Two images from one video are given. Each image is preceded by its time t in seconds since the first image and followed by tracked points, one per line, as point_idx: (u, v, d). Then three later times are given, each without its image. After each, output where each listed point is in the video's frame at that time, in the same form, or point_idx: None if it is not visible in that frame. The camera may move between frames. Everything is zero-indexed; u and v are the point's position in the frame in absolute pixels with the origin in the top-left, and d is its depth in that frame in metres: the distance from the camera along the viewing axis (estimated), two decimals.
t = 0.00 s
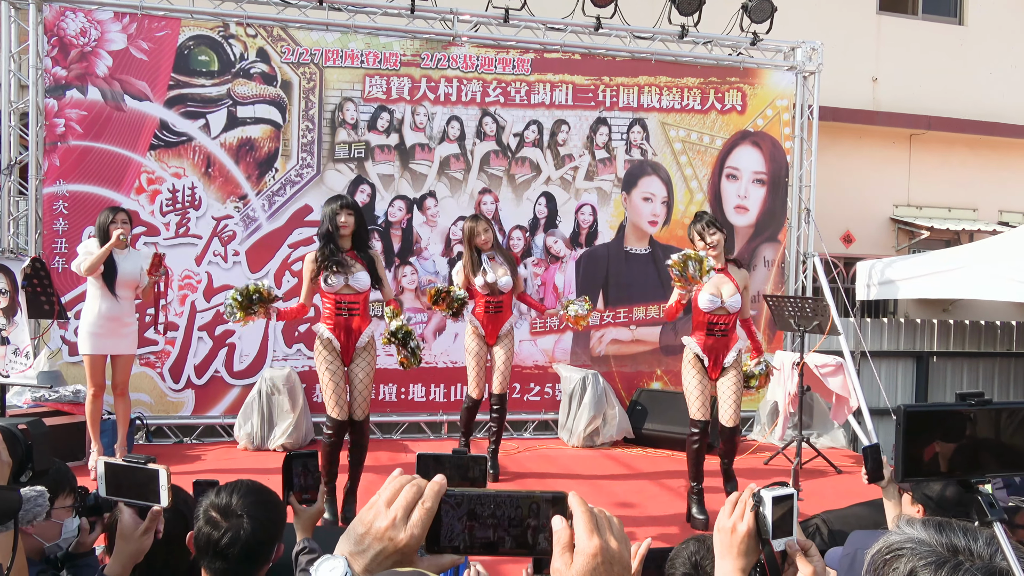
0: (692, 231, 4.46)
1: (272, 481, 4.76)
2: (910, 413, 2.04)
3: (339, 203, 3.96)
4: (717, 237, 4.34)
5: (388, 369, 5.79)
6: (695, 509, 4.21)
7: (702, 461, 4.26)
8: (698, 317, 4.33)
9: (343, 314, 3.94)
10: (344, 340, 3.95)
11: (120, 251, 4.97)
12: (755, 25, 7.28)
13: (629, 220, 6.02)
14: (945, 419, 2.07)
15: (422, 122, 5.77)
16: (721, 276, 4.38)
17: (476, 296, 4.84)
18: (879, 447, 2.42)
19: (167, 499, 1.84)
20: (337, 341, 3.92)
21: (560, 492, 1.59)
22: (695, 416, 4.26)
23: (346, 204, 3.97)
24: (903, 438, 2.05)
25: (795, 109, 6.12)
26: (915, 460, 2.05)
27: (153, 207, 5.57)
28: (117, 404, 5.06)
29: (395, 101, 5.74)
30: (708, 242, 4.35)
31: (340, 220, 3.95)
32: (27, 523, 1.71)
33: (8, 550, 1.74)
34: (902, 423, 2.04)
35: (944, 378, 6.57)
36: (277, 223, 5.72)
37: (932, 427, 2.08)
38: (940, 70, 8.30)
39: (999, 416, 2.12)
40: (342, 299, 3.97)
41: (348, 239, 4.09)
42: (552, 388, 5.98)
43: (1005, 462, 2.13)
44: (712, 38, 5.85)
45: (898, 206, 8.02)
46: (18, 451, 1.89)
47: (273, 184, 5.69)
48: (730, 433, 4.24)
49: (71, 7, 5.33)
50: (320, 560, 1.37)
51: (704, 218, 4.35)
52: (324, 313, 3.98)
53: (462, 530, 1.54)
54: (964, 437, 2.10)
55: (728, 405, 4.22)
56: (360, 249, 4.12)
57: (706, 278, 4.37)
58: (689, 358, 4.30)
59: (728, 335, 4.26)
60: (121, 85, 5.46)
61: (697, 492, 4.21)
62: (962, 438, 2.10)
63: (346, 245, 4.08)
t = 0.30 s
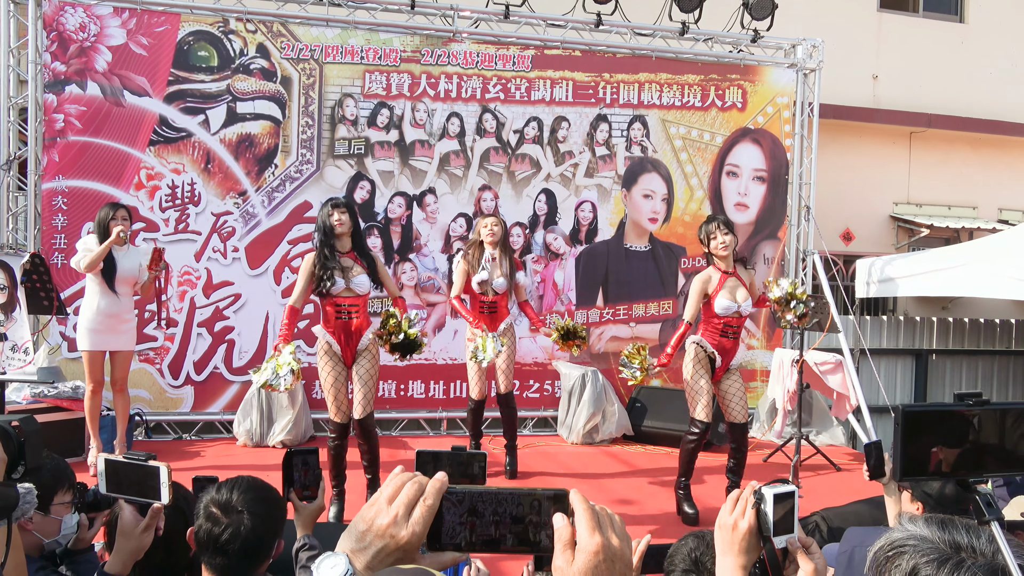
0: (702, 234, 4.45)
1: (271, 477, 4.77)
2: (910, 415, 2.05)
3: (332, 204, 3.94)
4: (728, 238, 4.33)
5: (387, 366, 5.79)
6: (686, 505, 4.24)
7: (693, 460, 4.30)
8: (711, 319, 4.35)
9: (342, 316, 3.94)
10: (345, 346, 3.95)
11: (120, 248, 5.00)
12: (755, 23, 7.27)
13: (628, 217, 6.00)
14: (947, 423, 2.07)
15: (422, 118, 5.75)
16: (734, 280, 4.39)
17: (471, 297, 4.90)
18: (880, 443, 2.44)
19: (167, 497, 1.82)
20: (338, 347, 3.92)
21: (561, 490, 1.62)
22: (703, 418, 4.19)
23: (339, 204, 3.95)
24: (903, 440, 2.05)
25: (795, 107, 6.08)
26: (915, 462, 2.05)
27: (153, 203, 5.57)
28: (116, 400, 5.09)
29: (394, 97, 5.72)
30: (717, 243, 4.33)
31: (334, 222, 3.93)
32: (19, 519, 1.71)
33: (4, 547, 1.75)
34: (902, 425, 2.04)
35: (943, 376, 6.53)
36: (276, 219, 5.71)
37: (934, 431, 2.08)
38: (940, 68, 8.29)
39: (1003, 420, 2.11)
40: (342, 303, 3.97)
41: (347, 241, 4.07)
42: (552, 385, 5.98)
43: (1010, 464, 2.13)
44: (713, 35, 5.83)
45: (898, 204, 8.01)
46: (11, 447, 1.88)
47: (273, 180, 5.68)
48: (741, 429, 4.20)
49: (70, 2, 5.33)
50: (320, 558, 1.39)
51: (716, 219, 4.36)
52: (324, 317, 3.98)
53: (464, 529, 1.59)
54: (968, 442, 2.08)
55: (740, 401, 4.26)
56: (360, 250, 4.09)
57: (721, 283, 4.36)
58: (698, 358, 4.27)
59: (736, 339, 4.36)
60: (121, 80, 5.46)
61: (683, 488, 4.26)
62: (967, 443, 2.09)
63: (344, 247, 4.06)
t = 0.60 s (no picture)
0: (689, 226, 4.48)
1: (273, 476, 4.79)
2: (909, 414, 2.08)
3: (319, 212, 3.98)
4: (714, 233, 4.38)
5: (387, 365, 5.79)
6: (654, 504, 4.29)
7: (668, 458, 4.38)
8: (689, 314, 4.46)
9: (324, 322, 3.94)
10: (329, 350, 3.95)
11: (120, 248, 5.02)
12: (754, 19, 7.26)
13: (628, 215, 5.97)
14: (947, 425, 2.09)
15: (421, 117, 5.75)
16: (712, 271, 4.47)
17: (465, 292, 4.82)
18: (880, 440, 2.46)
19: (172, 496, 1.84)
20: (321, 351, 3.94)
21: (562, 486, 1.61)
22: (675, 413, 4.37)
23: (325, 212, 3.98)
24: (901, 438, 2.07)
25: (794, 104, 6.02)
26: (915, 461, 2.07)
27: (152, 203, 5.58)
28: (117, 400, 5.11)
29: (394, 96, 5.72)
30: (702, 237, 4.39)
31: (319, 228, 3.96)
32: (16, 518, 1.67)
33: (5, 547, 1.75)
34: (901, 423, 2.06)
35: (943, 373, 6.47)
36: (276, 218, 5.72)
37: (933, 431, 2.10)
38: (939, 64, 8.29)
39: (1002, 425, 2.14)
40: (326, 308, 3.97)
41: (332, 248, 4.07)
42: (552, 383, 5.97)
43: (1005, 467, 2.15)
44: (712, 32, 5.81)
45: (897, 201, 8.02)
46: (8, 446, 1.86)
47: (273, 179, 5.69)
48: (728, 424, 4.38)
49: (69, 2, 5.34)
50: (324, 554, 1.40)
51: (703, 214, 4.40)
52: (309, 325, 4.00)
53: (464, 524, 1.59)
54: (965, 445, 2.10)
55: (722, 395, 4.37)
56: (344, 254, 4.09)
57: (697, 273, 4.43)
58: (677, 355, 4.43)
59: (718, 331, 4.44)
60: (120, 80, 5.47)
61: (655, 485, 4.30)
62: (964, 447, 2.10)
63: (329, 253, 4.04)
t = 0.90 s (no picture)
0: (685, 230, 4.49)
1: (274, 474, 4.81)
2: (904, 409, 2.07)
3: (316, 223, 3.99)
4: (710, 238, 4.41)
5: (387, 363, 5.79)
6: (653, 503, 4.29)
7: (666, 458, 4.38)
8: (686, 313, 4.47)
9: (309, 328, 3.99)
10: (302, 359, 3.99)
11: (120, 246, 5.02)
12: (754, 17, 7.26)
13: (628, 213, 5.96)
14: (941, 418, 2.08)
15: (422, 115, 5.74)
16: (708, 278, 4.50)
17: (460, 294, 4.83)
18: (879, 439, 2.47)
19: (177, 493, 1.88)
20: (296, 356, 3.98)
21: (565, 485, 1.64)
22: (673, 417, 4.32)
23: (323, 223, 4.00)
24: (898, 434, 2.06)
25: (795, 102, 5.99)
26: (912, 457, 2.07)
27: (153, 201, 5.59)
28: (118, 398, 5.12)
29: (394, 94, 5.71)
30: (700, 242, 4.41)
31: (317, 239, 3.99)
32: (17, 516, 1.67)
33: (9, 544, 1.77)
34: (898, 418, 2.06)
35: (943, 371, 6.48)
36: (276, 216, 5.72)
37: (929, 426, 2.09)
38: (940, 63, 8.29)
39: (995, 416, 2.14)
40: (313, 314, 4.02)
41: (327, 258, 4.11)
42: (552, 381, 5.97)
43: (1000, 457, 2.15)
44: (713, 31, 5.79)
45: (898, 199, 8.01)
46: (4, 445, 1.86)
47: (273, 177, 5.69)
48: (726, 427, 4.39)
49: None
50: (327, 553, 1.41)
51: (700, 219, 4.40)
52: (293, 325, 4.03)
53: (467, 522, 1.61)
54: (960, 437, 2.10)
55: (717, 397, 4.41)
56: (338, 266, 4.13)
57: (697, 279, 4.47)
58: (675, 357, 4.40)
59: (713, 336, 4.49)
60: (120, 78, 5.48)
61: (653, 485, 4.30)
62: (958, 438, 2.11)
63: (325, 262, 4.10)
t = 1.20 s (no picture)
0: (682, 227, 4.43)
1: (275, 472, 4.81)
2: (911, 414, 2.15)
3: (312, 219, 4.09)
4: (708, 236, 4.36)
5: (388, 361, 5.79)
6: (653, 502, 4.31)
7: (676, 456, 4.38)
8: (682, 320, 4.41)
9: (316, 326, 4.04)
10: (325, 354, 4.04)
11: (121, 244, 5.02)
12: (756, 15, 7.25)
13: (630, 212, 5.95)
14: (946, 417, 2.31)
15: (423, 113, 5.73)
16: (700, 276, 4.46)
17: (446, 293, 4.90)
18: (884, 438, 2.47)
19: (177, 492, 1.85)
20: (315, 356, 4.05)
21: (566, 484, 1.64)
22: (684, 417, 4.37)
23: (318, 219, 4.09)
24: (904, 432, 2.27)
25: (797, 101, 5.97)
26: (914, 453, 2.27)
27: (154, 199, 5.59)
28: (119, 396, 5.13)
29: (395, 92, 5.71)
30: (698, 239, 4.35)
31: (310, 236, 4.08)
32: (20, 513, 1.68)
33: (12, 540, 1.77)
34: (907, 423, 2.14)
35: (944, 371, 6.47)
36: (277, 215, 5.72)
37: (933, 424, 2.31)
38: (943, 61, 8.27)
39: (995, 414, 2.37)
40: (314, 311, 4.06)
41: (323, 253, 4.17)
42: (553, 380, 5.97)
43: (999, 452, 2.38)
44: (715, 29, 5.76)
45: (899, 198, 8.01)
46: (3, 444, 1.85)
47: (274, 175, 5.68)
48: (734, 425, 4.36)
49: None
50: (328, 552, 1.40)
51: (700, 216, 4.35)
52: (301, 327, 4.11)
53: (467, 522, 1.62)
54: (962, 433, 2.33)
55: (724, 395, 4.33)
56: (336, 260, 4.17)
57: (688, 278, 4.45)
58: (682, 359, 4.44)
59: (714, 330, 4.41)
60: (121, 75, 5.47)
61: (662, 483, 4.35)
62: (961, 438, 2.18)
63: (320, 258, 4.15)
